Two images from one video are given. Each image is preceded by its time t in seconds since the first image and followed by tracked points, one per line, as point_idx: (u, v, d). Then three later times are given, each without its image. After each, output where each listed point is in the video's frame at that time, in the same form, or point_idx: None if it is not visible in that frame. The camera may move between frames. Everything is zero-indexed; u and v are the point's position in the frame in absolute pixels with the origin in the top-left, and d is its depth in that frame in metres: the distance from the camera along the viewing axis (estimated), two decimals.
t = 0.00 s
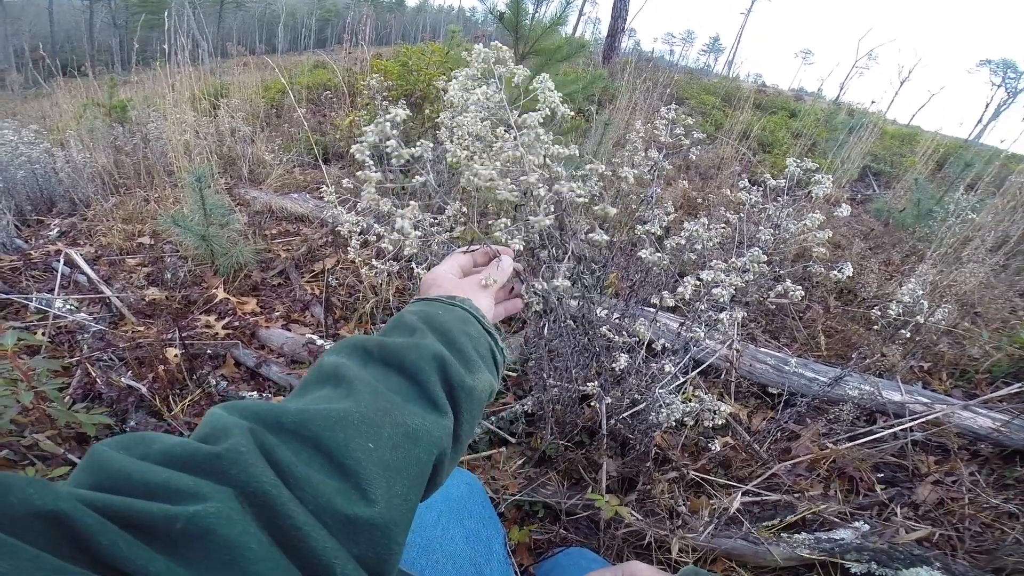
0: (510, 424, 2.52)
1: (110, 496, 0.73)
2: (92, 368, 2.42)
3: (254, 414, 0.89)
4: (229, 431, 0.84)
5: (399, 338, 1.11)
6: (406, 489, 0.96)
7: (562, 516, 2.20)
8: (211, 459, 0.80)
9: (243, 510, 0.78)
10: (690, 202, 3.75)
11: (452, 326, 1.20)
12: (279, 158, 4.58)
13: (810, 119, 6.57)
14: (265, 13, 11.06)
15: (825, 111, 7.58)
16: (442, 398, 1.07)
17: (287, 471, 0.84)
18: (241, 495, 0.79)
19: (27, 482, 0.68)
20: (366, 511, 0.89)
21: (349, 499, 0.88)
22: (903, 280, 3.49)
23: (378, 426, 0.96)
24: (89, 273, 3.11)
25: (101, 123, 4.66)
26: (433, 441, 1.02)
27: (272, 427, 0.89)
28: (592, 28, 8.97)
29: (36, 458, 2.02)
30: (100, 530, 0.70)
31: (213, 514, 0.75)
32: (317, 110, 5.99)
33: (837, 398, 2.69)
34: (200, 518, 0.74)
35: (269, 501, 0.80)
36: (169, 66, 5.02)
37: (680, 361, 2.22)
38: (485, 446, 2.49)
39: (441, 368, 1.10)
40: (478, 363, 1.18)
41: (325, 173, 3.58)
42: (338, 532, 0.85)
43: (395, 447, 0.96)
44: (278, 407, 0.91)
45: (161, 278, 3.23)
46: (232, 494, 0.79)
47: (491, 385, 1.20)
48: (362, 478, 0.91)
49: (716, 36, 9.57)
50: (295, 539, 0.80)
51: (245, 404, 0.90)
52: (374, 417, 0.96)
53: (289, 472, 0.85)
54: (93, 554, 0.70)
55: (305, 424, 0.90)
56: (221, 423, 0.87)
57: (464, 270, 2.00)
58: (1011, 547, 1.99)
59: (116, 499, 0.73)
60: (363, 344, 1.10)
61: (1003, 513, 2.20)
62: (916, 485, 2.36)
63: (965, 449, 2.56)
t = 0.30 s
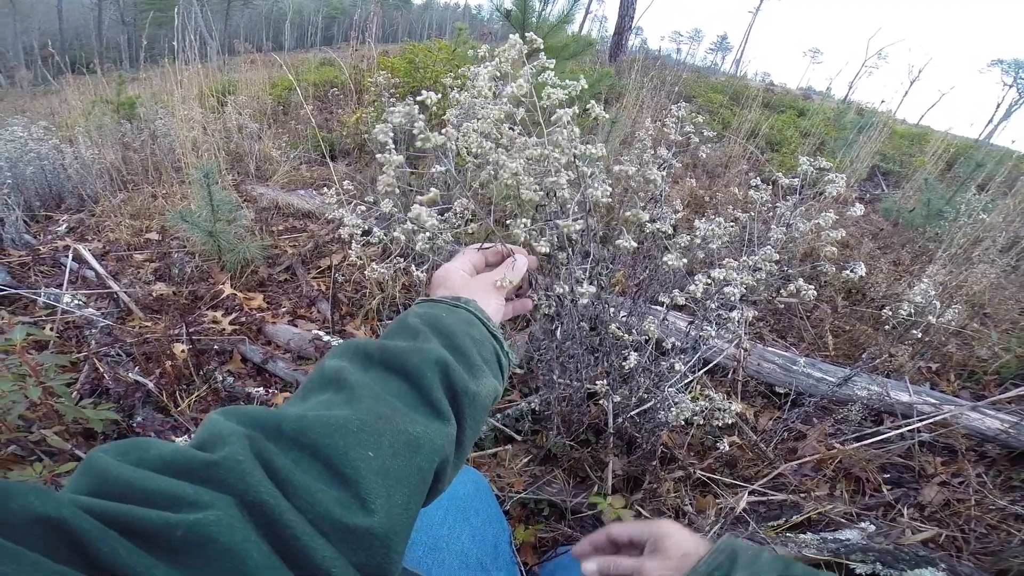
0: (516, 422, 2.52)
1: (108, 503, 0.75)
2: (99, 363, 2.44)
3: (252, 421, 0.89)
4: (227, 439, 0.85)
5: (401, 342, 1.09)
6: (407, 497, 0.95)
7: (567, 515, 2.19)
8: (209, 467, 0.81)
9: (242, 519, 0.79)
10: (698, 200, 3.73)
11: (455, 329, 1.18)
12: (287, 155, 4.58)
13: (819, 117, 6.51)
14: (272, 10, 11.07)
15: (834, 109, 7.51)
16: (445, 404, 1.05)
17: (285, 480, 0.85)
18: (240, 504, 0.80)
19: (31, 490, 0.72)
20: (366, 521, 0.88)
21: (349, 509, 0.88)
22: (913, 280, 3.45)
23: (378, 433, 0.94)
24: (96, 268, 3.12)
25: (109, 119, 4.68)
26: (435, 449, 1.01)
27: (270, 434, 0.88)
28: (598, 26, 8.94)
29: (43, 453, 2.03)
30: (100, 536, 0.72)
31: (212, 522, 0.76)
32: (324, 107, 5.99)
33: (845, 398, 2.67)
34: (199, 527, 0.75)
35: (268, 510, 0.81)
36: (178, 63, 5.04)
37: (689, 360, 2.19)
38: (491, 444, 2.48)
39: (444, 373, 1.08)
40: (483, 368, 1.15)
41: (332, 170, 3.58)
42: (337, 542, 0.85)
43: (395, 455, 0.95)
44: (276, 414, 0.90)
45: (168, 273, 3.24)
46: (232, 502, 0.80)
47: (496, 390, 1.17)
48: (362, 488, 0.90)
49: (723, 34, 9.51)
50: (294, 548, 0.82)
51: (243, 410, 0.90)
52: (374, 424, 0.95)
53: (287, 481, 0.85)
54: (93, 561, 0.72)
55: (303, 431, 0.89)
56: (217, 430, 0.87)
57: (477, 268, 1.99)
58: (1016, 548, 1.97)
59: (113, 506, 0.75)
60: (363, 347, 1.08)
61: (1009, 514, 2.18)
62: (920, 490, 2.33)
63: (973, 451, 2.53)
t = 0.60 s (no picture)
0: (529, 432, 2.52)
1: (131, 513, 0.78)
2: (125, 360, 2.51)
3: (280, 437, 0.92)
4: (254, 455, 0.88)
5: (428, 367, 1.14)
6: (425, 520, 0.98)
7: (576, 526, 2.20)
8: (235, 481, 0.84)
9: (267, 534, 0.82)
10: (718, 214, 3.71)
11: (481, 357, 1.23)
12: (311, 160, 4.68)
13: (842, 131, 6.43)
14: (299, 16, 11.30)
15: (859, 123, 7.40)
16: (468, 431, 1.09)
17: (309, 497, 0.88)
18: (265, 518, 0.83)
19: (48, 500, 0.75)
20: (386, 542, 0.91)
21: (370, 529, 0.90)
22: (937, 301, 3.39)
23: (402, 457, 0.98)
24: (126, 266, 3.22)
25: (142, 121, 4.82)
26: (455, 474, 1.05)
27: (296, 451, 0.92)
28: (620, 36, 8.96)
29: (65, 446, 2.12)
30: (115, 545, 0.75)
31: (239, 535, 0.79)
32: (348, 112, 6.10)
33: (863, 419, 2.63)
34: (225, 539, 0.78)
35: (291, 526, 0.83)
36: (209, 68, 5.18)
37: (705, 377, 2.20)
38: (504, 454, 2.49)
39: (467, 400, 1.13)
40: (505, 397, 1.20)
41: (355, 177, 3.65)
42: (355, 561, 0.87)
43: (417, 479, 0.99)
44: (301, 430, 0.93)
45: (194, 273, 3.33)
46: (258, 517, 0.83)
47: (516, 419, 1.22)
48: (383, 509, 0.93)
49: (747, 46, 9.44)
50: (315, 565, 0.83)
51: (269, 424, 0.94)
52: (398, 448, 0.99)
53: (310, 498, 0.88)
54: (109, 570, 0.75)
55: (330, 451, 0.93)
56: (244, 445, 0.90)
57: (505, 295, 2.01)
58: None
59: (135, 516, 0.78)
60: (390, 369, 1.13)
61: None
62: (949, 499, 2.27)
63: (992, 472, 2.48)
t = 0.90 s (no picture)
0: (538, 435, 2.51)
1: (137, 519, 0.78)
2: (144, 354, 2.56)
3: (294, 446, 0.93)
4: (266, 464, 0.89)
5: (447, 377, 1.14)
6: (435, 535, 0.98)
7: (582, 531, 2.18)
8: (245, 490, 0.85)
9: (276, 545, 0.83)
10: (736, 221, 3.67)
11: (501, 369, 1.22)
12: (331, 159, 4.73)
13: (867, 138, 6.30)
14: (323, 15, 11.44)
15: (884, 131, 7.25)
16: (483, 445, 1.08)
17: (319, 508, 0.89)
18: (274, 529, 0.84)
19: (47, 505, 0.74)
20: (396, 556, 0.90)
21: (378, 542, 0.91)
22: (960, 315, 3.30)
23: (417, 470, 0.98)
24: (147, 260, 3.28)
25: (168, 117, 4.92)
26: (469, 489, 1.04)
27: (310, 461, 0.93)
28: (641, 39, 8.91)
29: (80, 439, 2.14)
30: (116, 551, 0.75)
31: (248, 546, 0.80)
32: (368, 112, 6.16)
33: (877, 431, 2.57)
34: (233, 549, 0.78)
35: (300, 538, 0.85)
36: (234, 67, 5.27)
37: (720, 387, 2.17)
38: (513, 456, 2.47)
39: (484, 413, 1.12)
40: (523, 412, 1.19)
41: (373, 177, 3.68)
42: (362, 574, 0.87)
43: (430, 493, 0.98)
44: (317, 440, 0.94)
45: (213, 269, 3.38)
46: (267, 527, 0.84)
47: (534, 433, 1.21)
48: (394, 523, 0.93)
49: (770, 50, 9.32)
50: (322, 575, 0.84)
51: (284, 432, 0.95)
52: (413, 460, 0.99)
53: (320, 509, 0.89)
54: None
55: (344, 461, 0.94)
56: (256, 454, 0.91)
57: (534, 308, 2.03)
58: None
59: (139, 522, 0.78)
60: (409, 379, 1.13)
61: None
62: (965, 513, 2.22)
63: (1006, 485, 2.39)
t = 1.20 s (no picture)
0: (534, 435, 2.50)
1: (143, 519, 0.77)
2: (134, 357, 2.52)
3: (300, 445, 0.92)
4: (272, 464, 0.88)
5: (453, 373, 1.14)
6: (441, 533, 0.98)
7: (580, 531, 2.18)
8: (251, 490, 0.84)
9: (282, 546, 0.82)
10: (729, 218, 3.69)
11: (506, 364, 1.22)
12: (322, 158, 4.70)
13: (856, 136, 6.35)
14: (313, 14, 11.35)
15: (873, 128, 7.31)
16: (489, 442, 1.08)
17: (325, 507, 0.88)
18: (280, 529, 0.83)
19: (52, 506, 0.73)
20: (402, 555, 0.90)
21: (385, 541, 0.90)
22: (950, 310, 3.33)
23: (422, 467, 0.98)
24: (136, 262, 3.24)
25: (155, 117, 4.85)
26: (475, 486, 1.03)
27: (315, 459, 0.92)
28: (633, 37, 8.92)
29: (70, 443, 2.12)
30: (124, 551, 0.74)
31: (255, 547, 0.79)
32: (359, 112, 6.12)
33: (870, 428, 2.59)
34: (241, 551, 0.78)
35: (306, 537, 0.84)
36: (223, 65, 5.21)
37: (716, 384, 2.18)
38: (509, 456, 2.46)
39: (490, 409, 1.12)
40: (529, 406, 1.19)
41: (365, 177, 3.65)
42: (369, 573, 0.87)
43: (436, 492, 0.98)
44: (321, 437, 0.94)
45: (203, 270, 3.34)
46: (274, 527, 0.83)
47: (539, 428, 1.20)
48: (400, 522, 0.93)
49: (760, 48, 9.36)
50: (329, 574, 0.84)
51: (289, 430, 0.94)
52: (418, 458, 0.98)
53: (325, 507, 0.88)
54: None
55: (349, 459, 0.93)
56: (261, 451, 0.91)
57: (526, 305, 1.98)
58: None
59: (146, 522, 0.77)
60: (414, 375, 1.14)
61: None
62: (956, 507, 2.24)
63: (997, 480, 2.42)
